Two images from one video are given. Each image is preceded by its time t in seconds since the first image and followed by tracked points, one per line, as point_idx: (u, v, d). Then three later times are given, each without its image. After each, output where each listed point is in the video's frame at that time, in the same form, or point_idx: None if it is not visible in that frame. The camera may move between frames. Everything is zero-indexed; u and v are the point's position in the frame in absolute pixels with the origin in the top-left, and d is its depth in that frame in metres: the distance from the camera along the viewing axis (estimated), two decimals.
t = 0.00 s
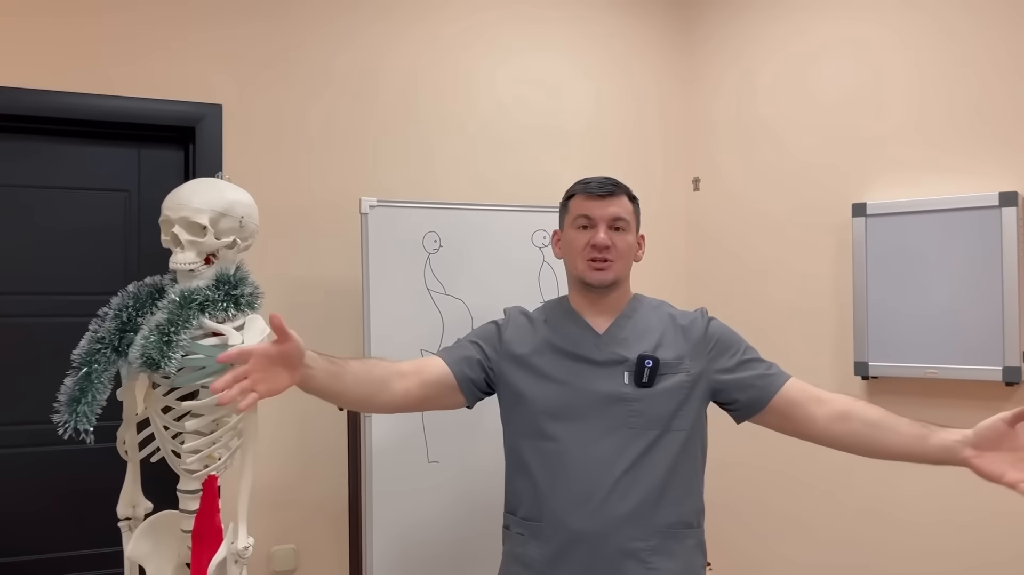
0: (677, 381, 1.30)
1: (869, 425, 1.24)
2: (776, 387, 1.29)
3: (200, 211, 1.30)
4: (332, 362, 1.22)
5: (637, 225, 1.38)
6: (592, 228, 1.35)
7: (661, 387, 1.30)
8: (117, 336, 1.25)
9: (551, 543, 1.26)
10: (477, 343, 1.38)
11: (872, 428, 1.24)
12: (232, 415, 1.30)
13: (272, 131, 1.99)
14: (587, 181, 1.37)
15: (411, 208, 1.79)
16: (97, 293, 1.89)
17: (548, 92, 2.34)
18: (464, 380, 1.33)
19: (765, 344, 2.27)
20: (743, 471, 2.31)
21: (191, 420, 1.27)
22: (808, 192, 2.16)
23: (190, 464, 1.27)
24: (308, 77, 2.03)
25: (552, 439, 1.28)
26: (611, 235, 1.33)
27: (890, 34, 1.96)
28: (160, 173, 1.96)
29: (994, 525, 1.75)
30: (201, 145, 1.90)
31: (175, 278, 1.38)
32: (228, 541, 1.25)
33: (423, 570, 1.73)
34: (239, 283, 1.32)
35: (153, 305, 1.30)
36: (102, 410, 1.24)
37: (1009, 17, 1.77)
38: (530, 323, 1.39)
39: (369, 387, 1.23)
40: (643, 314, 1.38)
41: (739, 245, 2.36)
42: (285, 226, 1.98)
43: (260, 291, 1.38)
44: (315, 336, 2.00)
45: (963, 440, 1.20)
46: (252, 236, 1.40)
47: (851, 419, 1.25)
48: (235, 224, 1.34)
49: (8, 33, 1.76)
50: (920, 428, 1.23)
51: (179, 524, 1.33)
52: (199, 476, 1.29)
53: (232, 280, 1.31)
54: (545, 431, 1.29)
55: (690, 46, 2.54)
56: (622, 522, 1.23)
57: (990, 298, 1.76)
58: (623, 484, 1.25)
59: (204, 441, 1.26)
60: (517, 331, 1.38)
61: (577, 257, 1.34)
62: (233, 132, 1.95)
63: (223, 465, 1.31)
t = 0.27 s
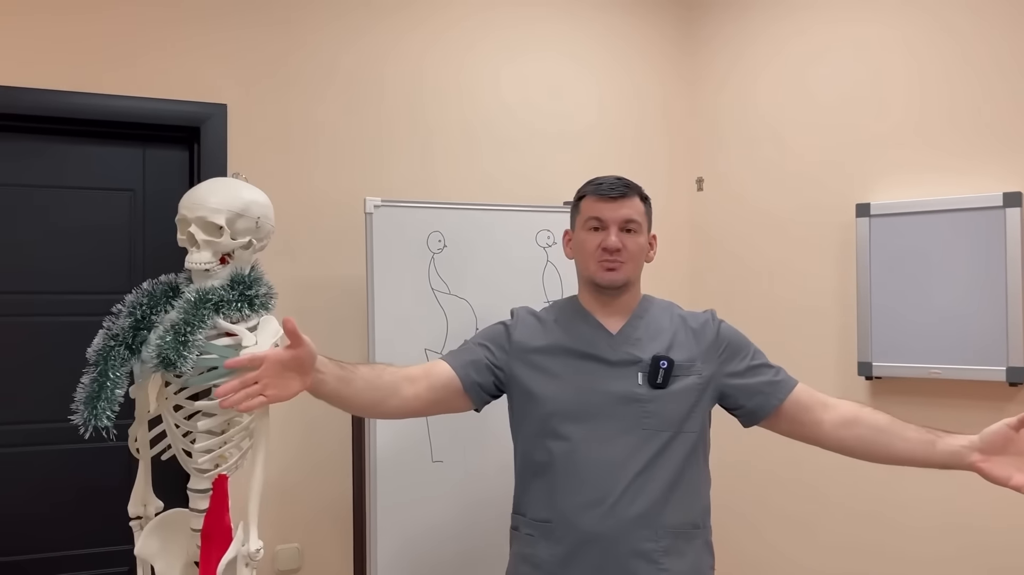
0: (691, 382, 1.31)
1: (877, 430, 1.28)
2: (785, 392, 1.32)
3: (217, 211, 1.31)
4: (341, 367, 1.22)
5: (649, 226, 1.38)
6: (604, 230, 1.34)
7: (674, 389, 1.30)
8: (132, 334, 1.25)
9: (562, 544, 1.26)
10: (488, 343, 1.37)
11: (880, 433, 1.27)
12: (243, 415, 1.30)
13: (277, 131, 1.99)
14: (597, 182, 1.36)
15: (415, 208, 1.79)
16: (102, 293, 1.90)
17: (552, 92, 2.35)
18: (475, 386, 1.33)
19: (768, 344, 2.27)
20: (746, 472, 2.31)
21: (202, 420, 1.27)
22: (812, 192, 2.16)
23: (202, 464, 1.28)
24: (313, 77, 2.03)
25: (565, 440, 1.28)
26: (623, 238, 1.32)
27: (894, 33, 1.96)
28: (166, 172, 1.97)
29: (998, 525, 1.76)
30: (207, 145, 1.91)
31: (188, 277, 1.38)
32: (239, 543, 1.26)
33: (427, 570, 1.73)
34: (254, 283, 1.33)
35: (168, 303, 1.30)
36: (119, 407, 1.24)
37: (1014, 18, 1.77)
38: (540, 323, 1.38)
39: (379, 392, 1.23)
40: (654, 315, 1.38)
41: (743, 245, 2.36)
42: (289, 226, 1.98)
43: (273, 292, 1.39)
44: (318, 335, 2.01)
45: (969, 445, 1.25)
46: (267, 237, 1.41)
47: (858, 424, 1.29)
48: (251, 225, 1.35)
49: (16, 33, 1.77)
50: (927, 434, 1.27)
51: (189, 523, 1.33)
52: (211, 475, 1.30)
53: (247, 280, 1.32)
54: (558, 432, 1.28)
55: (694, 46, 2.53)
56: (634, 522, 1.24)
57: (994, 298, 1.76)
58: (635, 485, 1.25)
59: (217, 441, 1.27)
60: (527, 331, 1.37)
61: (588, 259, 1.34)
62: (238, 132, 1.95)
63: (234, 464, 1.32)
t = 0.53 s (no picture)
0: (702, 383, 1.31)
1: (885, 436, 1.28)
2: (795, 394, 1.32)
3: (214, 209, 1.31)
4: (344, 374, 1.21)
5: (659, 227, 1.38)
6: (614, 231, 1.34)
7: (686, 390, 1.30)
8: (130, 334, 1.25)
9: (573, 543, 1.26)
10: (497, 344, 1.37)
11: (888, 439, 1.28)
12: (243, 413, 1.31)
13: (279, 130, 1.99)
14: (608, 182, 1.36)
15: (417, 207, 1.79)
16: (104, 292, 1.90)
17: (555, 92, 2.35)
18: (484, 385, 1.32)
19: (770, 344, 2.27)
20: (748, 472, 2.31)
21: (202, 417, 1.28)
22: (814, 192, 2.15)
23: (203, 461, 1.29)
24: (316, 77, 2.03)
25: (576, 440, 1.28)
26: (633, 239, 1.32)
27: (898, 34, 1.96)
28: (168, 171, 1.97)
29: (999, 525, 1.76)
30: (208, 144, 1.91)
31: (187, 276, 1.38)
32: (239, 540, 1.25)
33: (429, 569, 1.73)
34: (252, 282, 1.33)
35: (167, 304, 1.30)
36: (116, 407, 1.24)
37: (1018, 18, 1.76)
38: (550, 323, 1.38)
39: (384, 397, 1.22)
40: (664, 315, 1.38)
41: (745, 245, 2.36)
42: (292, 225, 1.98)
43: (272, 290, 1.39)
44: (321, 335, 2.01)
45: (978, 456, 1.26)
46: (265, 235, 1.41)
47: (867, 429, 1.29)
48: (249, 223, 1.35)
49: (18, 32, 1.77)
50: (936, 443, 1.28)
51: (190, 522, 1.33)
52: (211, 473, 1.30)
53: (245, 279, 1.32)
54: (569, 432, 1.28)
55: (696, 45, 2.53)
56: (646, 523, 1.24)
57: (996, 299, 1.76)
58: (647, 486, 1.25)
59: (217, 437, 1.27)
60: (537, 331, 1.37)
61: (599, 260, 1.34)
62: (241, 131, 1.95)
63: (234, 462, 1.31)
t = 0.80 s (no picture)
0: (707, 382, 1.31)
1: (895, 438, 1.28)
2: (800, 391, 1.31)
3: (213, 207, 1.31)
4: (346, 379, 1.21)
5: (665, 227, 1.38)
6: (621, 230, 1.34)
7: (690, 388, 1.30)
8: (129, 333, 1.25)
9: (578, 542, 1.26)
10: (501, 343, 1.36)
11: (897, 441, 1.27)
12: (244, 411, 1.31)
13: (281, 129, 1.99)
14: (614, 181, 1.36)
15: (418, 206, 1.79)
16: (105, 291, 1.90)
17: (556, 90, 2.34)
18: (490, 385, 1.32)
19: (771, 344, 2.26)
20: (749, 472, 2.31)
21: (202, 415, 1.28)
22: (816, 192, 2.15)
23: (203, 460, 1.29)
24: (318, 77, 2.03)
25: (581, 439, 1.28)
26: (640, 239, 1.32)
27: (899, 33, 1.96)
28: (169, 170, 1.97)
29: (1000, 525, 1.75)
30: (208, 143, 1.90)
31: (186, 275, 1.38)
32: (239, 538, 1.25)
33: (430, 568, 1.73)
34: (251, 280, 1.33)
35: (166, 303, 1.30)
36: (115, 406, 1.24)
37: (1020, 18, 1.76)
38: (554, 322, 1.38)
39: (387, 399, 1.22)
40: (668, 314, 1.38)
41: (747, 245, 2.35)
42: (292, 223, 1.98)
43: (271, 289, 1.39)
44: (322, 334, 2.01)
45: (985, 464, 1.26)
46: (263, 234, 1.41)
47: (876, 430, 1.28)
48: (247, 221, 1.35)
49: (19, 30, 1.76)
50: (945, 448, 1.27)
51: (189, 520, 1.32)
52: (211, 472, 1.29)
53: (243, 277, 1.32)
54: (574, 430, 1.28)
55: (698, 45, 2.53)
56: (651, 521, 1.24)
57: (997, 298, 1.76)
58: (652, 485, 1.25)
59: (217, 436, 1.27)
60: (541, 330, 1.37)
61: (605, 259, 1.34)
62: (242, 129, 1.95)
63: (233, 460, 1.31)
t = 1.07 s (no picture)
0: (712, 381, 1.30)
1: (902, 437, 1.27)
2: (806, 389, 1.30)
3: (221, 206, 1.31)
4: (349, 380, 1.19)
5: (666, 223, 1.37)
6: (620, 229, 1.33)
7: (695, 387, 1.29)
8: (137, 330, 1.25)
9: (584, 541, 1.26)
10: (506, 343, 1.36)
11: (904, 441, 1.27)
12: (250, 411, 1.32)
13: (284, 128, 1.99)
14: (611, 180, 1.36)
15: (421, 205, 1.79)
16: (107, 289, 1.90)
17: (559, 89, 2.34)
18: (497, 385, 1.32)
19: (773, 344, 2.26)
20: (751, 472, 2.30)
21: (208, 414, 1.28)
22: (819, 191, 2.15)
23: (209, 459, 1.29)
24: (321, 76, 2.03)
25: (586, 438, 1.28)
26: (639, 236, 1.32)
27: (903, 33, 1.96)
28: (172, 169, 1.97)
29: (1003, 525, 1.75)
30: (212, 141, 1.90)
31: (193, 273, 1.38)
32: (244, 536, 1.23)
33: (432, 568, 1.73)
34: (259, 279, 1.32)
35: (174, 300, 1.30)
36: (122, 404, 1.24)
37: None
38: (559, 321, 1.38)
39: (393, 397, 1.21)
40: (673, 313, 1.37)
41: (749, 244, 2.35)
42: (295, 221, 1.98)
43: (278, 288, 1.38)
44: (325, 332, 2.01)
45: (991, 465, 1.25)
46: (272, 233, 1.40)
47: (883, 430, 1.27)
48: (255, 220, 1.34)
49: (24, 28, 1.76)
50: (952, 448, 1.26)
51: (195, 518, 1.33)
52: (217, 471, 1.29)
53: (251, 276, 1.32)
54: (579, 429, 1.28)
55: (701, 44, 2.53)
56: (657, 520, 1.23)
57: (1000, 298, 1.75)
58: (657, 484, 1.25)
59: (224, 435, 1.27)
60: (547, 330, 1.37)
61: (606, 259, 1.33)
62: (245, 128, 1.95)
63: (240, 459, 1.31)
